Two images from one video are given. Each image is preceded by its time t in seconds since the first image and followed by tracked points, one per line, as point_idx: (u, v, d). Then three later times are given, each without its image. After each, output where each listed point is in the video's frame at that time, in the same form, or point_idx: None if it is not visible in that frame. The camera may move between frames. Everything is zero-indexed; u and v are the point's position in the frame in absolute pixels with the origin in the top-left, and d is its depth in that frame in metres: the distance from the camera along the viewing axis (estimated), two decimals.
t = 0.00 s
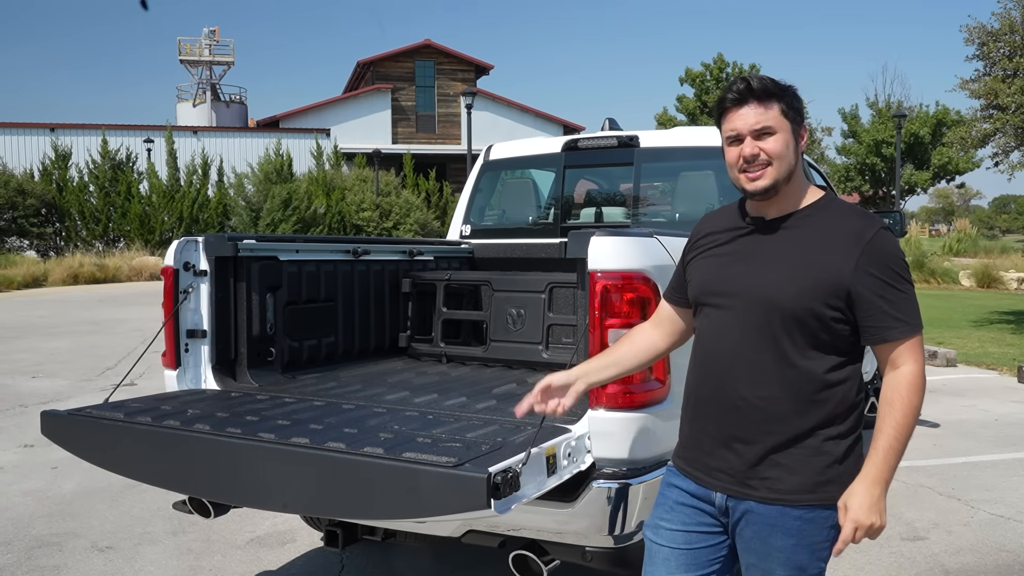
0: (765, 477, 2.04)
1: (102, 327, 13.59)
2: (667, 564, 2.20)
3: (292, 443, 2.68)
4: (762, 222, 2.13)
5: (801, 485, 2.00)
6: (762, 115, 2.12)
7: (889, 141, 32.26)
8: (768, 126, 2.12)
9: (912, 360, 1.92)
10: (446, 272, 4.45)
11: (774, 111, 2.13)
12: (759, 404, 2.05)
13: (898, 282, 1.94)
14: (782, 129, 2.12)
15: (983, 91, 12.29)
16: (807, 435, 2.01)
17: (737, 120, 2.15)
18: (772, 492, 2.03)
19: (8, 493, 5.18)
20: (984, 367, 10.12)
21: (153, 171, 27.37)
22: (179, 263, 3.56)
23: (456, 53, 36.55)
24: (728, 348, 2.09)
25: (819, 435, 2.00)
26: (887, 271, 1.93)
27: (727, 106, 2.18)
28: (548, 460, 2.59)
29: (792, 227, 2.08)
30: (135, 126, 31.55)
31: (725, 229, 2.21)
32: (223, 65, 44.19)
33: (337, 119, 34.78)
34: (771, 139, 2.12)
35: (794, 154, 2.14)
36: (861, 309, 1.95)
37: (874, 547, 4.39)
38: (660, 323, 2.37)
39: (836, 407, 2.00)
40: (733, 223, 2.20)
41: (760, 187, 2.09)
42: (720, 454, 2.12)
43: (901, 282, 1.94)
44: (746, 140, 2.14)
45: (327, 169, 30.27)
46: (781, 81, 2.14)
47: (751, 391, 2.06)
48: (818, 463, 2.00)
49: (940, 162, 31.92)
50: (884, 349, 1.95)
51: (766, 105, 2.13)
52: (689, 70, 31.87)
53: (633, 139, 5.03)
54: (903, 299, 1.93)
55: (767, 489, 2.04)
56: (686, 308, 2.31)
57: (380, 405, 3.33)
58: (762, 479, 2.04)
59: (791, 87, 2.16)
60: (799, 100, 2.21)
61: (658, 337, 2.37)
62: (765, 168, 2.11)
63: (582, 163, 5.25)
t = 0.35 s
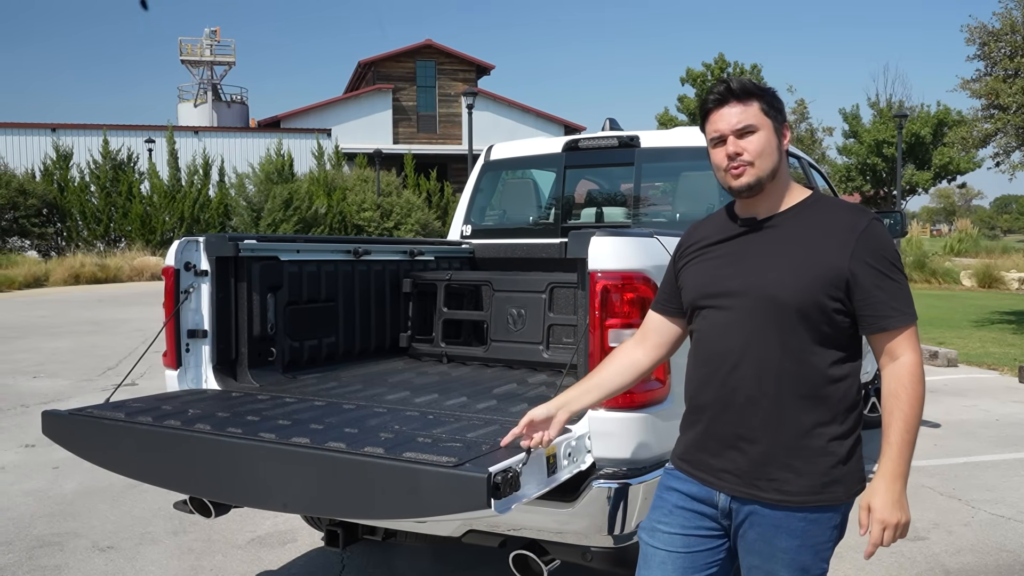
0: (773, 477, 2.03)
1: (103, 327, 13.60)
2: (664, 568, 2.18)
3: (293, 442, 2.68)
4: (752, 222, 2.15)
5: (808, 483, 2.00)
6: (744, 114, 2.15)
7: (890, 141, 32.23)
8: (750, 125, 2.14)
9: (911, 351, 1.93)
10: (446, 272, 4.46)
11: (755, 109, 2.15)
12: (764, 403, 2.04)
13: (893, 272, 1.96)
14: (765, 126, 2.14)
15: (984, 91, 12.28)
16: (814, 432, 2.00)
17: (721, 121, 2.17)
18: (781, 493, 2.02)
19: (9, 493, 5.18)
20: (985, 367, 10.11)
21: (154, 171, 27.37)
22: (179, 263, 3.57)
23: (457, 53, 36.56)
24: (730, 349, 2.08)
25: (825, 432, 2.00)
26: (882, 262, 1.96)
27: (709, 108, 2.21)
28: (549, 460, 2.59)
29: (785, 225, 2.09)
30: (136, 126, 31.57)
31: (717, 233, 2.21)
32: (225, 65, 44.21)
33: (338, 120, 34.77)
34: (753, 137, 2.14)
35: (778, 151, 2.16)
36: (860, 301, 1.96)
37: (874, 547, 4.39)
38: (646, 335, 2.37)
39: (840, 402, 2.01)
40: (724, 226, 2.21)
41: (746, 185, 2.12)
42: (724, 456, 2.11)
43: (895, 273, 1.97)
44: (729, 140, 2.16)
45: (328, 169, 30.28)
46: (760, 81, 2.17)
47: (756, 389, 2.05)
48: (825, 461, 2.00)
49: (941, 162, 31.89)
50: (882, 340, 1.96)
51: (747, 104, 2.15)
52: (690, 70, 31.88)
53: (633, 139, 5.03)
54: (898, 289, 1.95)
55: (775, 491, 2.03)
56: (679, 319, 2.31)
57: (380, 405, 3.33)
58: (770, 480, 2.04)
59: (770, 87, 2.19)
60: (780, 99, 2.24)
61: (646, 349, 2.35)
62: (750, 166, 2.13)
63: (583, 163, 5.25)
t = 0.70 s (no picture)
0: (781, 477, 2.04)
1: (105, 327, 13.62)
2: (666, 568, 2.18)
3: (292, 442, 2.69)
4: (738, 222, 2.16)
5: (817, 480, 2.01)
6: (737, 113, 2.15)
7: (891, 142, 32.21)
8: (741, 125, 2.15)
9: (905, 345, 1.98)
10: (446, 272, 4.46)
11: (748, 110, 2.16)
12: (768, 405, 2.04)
13: (884, 267, 2.00)
14: (755, 128, 2.15)
15: (985, 92, 12.28)
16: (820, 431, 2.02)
17: (713, 118, 2.18)
18: (791, 492, 2.03)
19: (9, 493, 5.19)
20: (986, 368, 10.11)
21: (156, 171, 27.37)
22: (179, 264, 3.58)
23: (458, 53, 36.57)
24: (733, 353, 2.08)
25: (829, 431, 2.02)
26: (874, 258, 1.99)
27: (703, 104, 2.22)
28: (548, 459, 2.60)
29: (777, 225, 2.10)
30: (137, 126, 31.59)
31: (706, 236, 2.20)
32: (226, 65, 44.22)
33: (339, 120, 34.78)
34: (743, 138, 2.15)
35: (766, 153, 2.17)
36: (857, 297, 1.98)
37: (874, 547, 4.40)
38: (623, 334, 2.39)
39: (842, 398, 2.03)
40: (713, 228, 2.21)
41: (730, 184, 2.14)
42: (729, 459, 2.10)
43: (886, 267, 2.00)
44: (719, 138, 2.17)
45: (329, 169, 30.30)
46: (757, 83, 2.18)
47: (759, 392, 2.05)
48: (831, 458, 2.02)
49: (942, 163, 31.88)
50: (878, 334, 1.99)
51: (741, 104, 2.16)
52: (691, 70, 31.88)
53: (633, 139, 5.04)
54: (890, 284, 1.99)
55: (785, 490, 2.03)
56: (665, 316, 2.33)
57: (380, 405, 3.34)
58: (778, 480, 2.04)
59: (768, 89, 2.19)
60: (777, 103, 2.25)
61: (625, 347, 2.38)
62: (736, 166, 2.15)
63: (583, 163, 5.25)
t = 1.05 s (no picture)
0: (779, 476, 2.05)
1: (106, 327, 13.64)
2: (669, 561, 2.17)
3: (292, 443, 2.69)
4: (743, 223, 2.14)
5: (817, 482, 2.03)
6: (746, 117, 2.14)
7: (892, 142, 32.21)
8: (749, 128, 2.14)
9: (898, 355, 2.00)
10: (446, 272, 4.47)
11: (757, 112, 2.15)
12: (770, 407, 2.05)
13: (884, 274, 2.00)
14: (764, 131, 2.14)
15: (986, 92, 12.27)
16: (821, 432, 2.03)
17: (722, 121, 2.17)
18: (790, 491, 2.04)
19: (10, 493, 5.20)
20: (986, 368, 10.11)
21: (157, 171, 27.38)
22: (180, 264, 3.59)
23: (459, 53, 36.58)
24: (734, 354, 2.08)
25: (829, 432, 2.03)
26: (875, 265, 1.99)
27: (712, 107, 2.21)
28: (547, 460, 2.60)
29: (778, 228, 2.10)
30: (138, 127, 31.62)
31: (706, 235, 2.20)
32: (227, 65, 44.24)
33: (340, 120, 34.79)
34: (752, 140, 2.14)
35: (774, 156, 2.16)
36: (858, 303, 1.99)
37: (874, 548, 4.40)
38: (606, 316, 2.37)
39: (841, 401, 2.04)
40: (713, 227, 2.20)
41: (738, 187, 2.12)
42: (728, 458, 2.12)
43: (886, 274, 2.01)
44: (728, 141, 2.16)
45: (330, 170, 30.31)
46: (766, 86, 2.17)
47: (761, 393, 2.06)
48: (831, 458, 2.03)
49: (943, 163, 31.86)
50: (875, 343, 2.01)
51: (750, 106, 2.15)
52: (692, 70, 31.88)
53: (633, 139, 5.04)
54: (890, 291, 2.00)
55: (785, 489, 2.04)
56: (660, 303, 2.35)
57: (380, 406, 3.34)
58: (779, 479, 2.05)
59: (776, 93, 2.18)
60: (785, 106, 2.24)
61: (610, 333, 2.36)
62: (745, 169, 2.13)
63: (583, 163, 5.26)
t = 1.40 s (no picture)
0: (784, 476, 2.05)
1: (106, 327, 13.64)
2: (684, 568, 2.16)
3: (291, 443, 2.69)
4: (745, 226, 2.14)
5: (821, 481, 2.02)
6: (740, 125, 2.13)
7: (892, 142, 32.21)
8: (744, 136, 2.13)
9: (903, 353, 1.99)
10: (446, 272, 4.47)
11: (751, 120, 2.13)
12: (774, 407, 2.05)
13: (887, 273, 2.00)
14: (761, 138, 2.13)
15: (986, 92, 12.26)
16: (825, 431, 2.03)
17: (719, 129, 2.16)
18: (796, 491, 2.03)
19: (9, 493, 5.20)
20: (987, 368, 10.10)
21: (157, 171, 27.38)
22: (179, 264, 3.58)
23: (459, 53, 36.58)
24: (738, 355, 2.08)
25: (833, 430, 2.04)
26: (878, 263, 1.99)
27: (707, 114, 2.20)
28: (546, 460, 2.60)
29: (782, 229, 2.09)
30: (139, 127, 31.62)
31: (708, 236, 2.20)
32: (227, 65, 44.23)
33: (340, 120, 34.79)
34: (747, 148, 2.13)
35: (771, 162, 2.15)
36: (862, 303, 1.98)
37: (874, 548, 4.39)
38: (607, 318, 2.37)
39: (845, 400, 2.04)
40: (714, 230, 2.20)
41: (737, 195, 2.11)
42: (732, 458, 2.12)
43: (889, 272, 2.00)
44: (724, 149, 2.15)
45: (330, 170, 30.31)
46: (759, 91, 2.15)
47: (765, 392, 2.06)
48: (835, 457, 2.03)
49: (943, 162, 31.85)
50: (878, 342, 2.00)
51: (744, 113, 2.14)
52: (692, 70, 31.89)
53: (633, 139, 5.04)
54: (893, 290, 1.99)
55: (790, 488, 2.04)
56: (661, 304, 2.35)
57: (379, 405, 3.34)
58: (784, 479, 2.05)
59: (770, 96, 2.16)
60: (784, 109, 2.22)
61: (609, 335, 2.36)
62: (744, 176, 2.12)
63: (583, 163, 5.25)
